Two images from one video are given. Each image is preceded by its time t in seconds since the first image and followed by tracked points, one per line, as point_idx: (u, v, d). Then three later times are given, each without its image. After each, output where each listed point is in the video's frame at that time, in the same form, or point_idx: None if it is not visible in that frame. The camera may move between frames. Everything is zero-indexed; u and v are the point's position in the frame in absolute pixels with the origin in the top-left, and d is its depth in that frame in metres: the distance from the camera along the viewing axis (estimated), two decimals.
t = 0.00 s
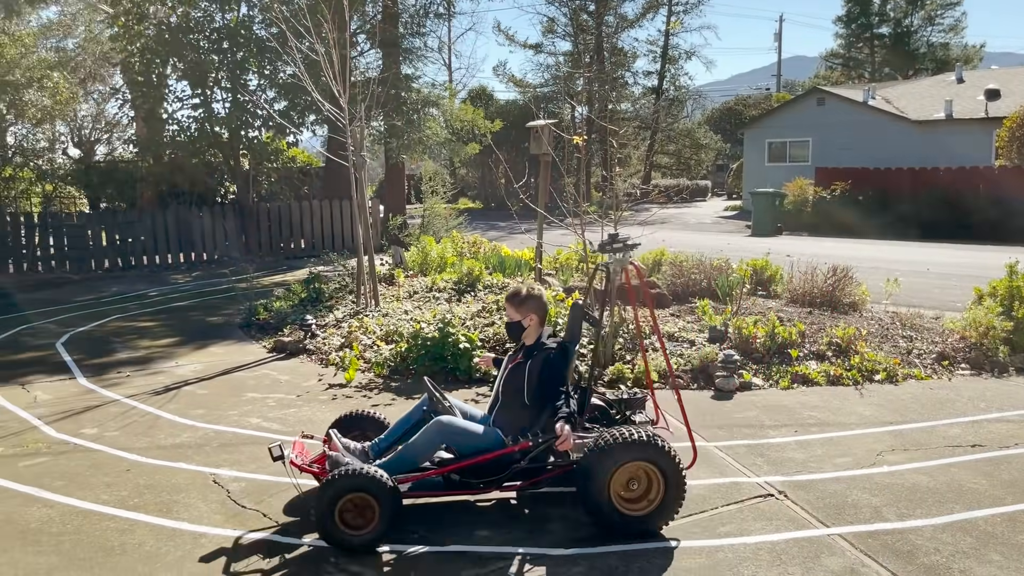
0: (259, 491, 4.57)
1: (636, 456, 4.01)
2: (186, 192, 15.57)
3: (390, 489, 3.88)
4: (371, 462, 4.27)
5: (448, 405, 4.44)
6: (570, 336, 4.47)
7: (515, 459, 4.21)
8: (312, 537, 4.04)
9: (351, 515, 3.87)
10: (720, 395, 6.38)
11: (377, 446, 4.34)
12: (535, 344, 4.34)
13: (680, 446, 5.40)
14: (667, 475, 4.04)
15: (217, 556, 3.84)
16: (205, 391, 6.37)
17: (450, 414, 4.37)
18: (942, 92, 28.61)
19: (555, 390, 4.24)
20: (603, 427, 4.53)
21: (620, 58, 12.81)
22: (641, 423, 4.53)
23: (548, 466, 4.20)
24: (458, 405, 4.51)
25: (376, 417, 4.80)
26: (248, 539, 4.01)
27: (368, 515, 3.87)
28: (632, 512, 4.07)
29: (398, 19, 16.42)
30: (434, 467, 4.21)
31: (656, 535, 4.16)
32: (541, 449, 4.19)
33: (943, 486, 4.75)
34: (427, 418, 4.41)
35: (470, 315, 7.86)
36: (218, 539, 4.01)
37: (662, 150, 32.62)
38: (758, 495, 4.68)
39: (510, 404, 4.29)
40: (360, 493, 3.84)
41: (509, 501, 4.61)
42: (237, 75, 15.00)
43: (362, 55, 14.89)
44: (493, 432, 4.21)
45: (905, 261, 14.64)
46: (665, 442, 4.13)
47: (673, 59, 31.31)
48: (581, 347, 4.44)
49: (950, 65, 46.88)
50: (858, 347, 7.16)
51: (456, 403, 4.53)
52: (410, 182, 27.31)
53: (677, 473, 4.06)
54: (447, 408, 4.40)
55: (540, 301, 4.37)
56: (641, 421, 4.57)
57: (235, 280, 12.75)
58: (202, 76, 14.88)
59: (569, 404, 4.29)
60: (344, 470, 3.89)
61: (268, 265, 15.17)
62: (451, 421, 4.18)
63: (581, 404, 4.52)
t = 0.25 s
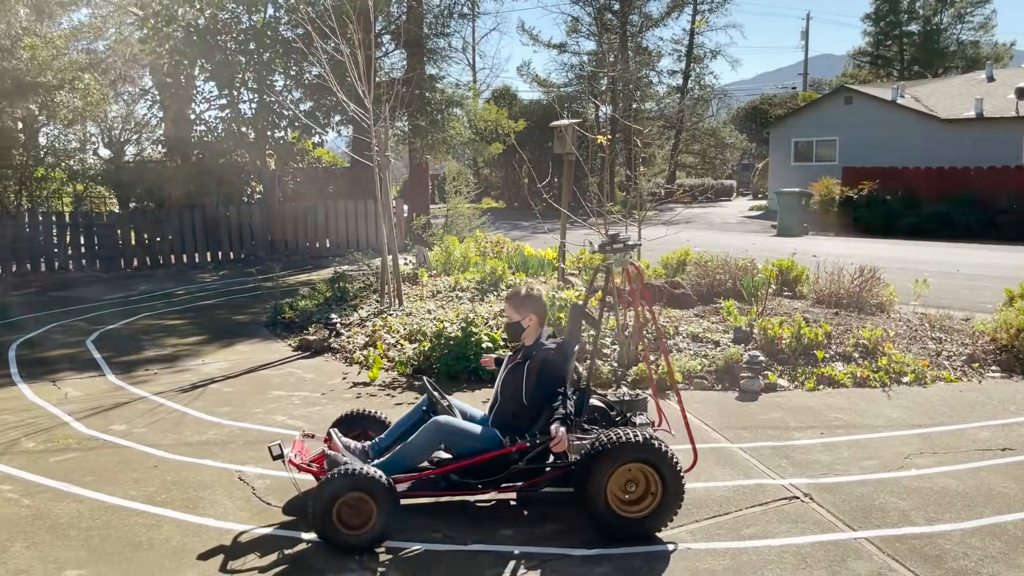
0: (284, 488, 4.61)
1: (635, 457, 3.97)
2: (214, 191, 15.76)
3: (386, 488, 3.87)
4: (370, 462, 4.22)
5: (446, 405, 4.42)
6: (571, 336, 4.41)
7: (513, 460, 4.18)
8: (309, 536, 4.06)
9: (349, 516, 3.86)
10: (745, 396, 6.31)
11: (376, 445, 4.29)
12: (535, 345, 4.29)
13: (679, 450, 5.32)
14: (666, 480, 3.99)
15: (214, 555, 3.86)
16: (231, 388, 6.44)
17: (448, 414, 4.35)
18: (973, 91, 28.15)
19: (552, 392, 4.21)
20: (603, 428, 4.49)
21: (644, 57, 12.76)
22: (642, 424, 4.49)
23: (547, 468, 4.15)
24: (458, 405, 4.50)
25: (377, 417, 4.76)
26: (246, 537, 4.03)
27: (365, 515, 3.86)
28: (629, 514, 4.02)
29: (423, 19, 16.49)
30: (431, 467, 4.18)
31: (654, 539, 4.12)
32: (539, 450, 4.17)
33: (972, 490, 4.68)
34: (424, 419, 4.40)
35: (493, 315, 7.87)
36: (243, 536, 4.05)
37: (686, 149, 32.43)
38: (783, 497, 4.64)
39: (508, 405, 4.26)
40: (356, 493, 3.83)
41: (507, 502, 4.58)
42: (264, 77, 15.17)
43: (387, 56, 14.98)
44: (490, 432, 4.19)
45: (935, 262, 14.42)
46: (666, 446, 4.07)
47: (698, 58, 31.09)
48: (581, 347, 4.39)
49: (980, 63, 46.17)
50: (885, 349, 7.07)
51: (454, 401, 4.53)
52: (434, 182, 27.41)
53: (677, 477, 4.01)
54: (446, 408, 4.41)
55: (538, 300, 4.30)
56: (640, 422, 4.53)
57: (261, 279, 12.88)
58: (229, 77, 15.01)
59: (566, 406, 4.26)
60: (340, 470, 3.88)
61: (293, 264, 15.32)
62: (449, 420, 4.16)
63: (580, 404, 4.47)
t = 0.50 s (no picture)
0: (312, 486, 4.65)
1: (633, 459, 3.95)
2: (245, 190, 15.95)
3: (384, 486, 3.87)
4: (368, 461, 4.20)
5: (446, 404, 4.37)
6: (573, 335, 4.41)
7: (512, 461, 4.16)
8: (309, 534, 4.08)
9: (347, 514, 3.87)
10: (774, 398, 6.23)
11: (378, 444, 4.28)
12: (535, 343, 4.32)
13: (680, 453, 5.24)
14: (666, 481, 3.96)
15: (212, 552, 3.88)
16: (260, 385, 6.51)
17: (448, 413, 4.32)
18: (1010, 87, 27.55)
19: (550, 390, 4.18)
20: (604, 429, 4.42)
21: (673, 55, 12.67)
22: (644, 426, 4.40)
23: (547, 468, 4.12)
24: (460, 404, 4.47)
25: (378, 416, 4.77)
26: (245, 535, 4.06)
27: (363, 514, 3.87)
28: (628, 516, 4.00)
29: (451, 18, 16.63)
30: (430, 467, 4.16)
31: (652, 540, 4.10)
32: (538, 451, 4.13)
33: (1008, 494, 4.57)
34: (423, 418, 4.31)
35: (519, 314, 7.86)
36: (271, 533, 4.10)
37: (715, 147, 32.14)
38: (812, 500, 4.57)
39: (508, 404, 4.27)
40: (354, 491, 3.84)
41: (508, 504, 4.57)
42: (293, 76, 15.21)
43: (415, 55, 15.03)
44: (490, 432, 4.19)
45: (971, 261, 14.13)
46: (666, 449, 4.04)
47: (728, 56, 30.78)
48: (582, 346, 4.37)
49: (1017, 60, 45.23)
50: (919, 350, 6.95)
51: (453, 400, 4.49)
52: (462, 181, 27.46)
53: (677, 479, 3.97)
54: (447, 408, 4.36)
55: (538, 300, 4.33)
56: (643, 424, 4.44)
57: (291, 278, 13.00)
58: (259, 77, 15.19)
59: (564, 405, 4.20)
60: (340, 468, 3.89)
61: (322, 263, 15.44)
62: (449, 420, 4.15)
63: (581, 405, 4.40)
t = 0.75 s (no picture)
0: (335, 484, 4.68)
1: (629, 460, 3.94)
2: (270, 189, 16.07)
3: (381, 485, 3.88)
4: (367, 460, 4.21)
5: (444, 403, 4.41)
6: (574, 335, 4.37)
7: (511, 461, 4.15)
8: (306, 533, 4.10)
9: (344, 512, 3.88)
10: (798, 399, 6.17)
11: (377, 443, 4.29)
12: (535, 343, 4.29)
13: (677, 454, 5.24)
14: (662, 483, 3.94)
15: (209, 551, 3.90)
16: (284, 383, 6.56)
17: (446, 413, 4.34)
18: None
19: (549, 392, 4.15)
20: (603, 430, 4.41)
21: (696, 54, 12.59)
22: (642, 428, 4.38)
23: (546, 468, 4.09)
24: (458, 402, 4.49)
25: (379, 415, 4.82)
26: (242, 533, 4.07)
27: (360, 513, 3.88)
28: (626, 517, 3.99)
29: (474, 18, 16.66)
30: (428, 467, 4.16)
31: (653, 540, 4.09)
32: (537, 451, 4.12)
33: None
34: (423, 417, 4.37)
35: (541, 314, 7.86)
36: (295, 530, 4.13)
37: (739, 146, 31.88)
38: (837, 502, 4.52)
39: (507, 405, 4.26)
40: (352, 489, 3.86)
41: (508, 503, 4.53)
42: (317, 76, 15.32)
43: (438, 54, 15.08)
44: (488, 431, 4.20)
45: (1002, 261, 13.88)
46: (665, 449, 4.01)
47: (753, 54, 30.51)
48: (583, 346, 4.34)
49: None
50: (947, 351, 6.85)
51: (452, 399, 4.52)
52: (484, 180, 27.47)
53: (675, 480, 3.95)
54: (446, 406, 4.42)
55: (538, 300, 4.30)
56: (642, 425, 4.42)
57: (314, 277, 13.08)
58: (284, 77, 15.34)
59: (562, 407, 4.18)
60: (337, 467, 3.91)
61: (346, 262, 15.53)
62: (447, 420, 4.16)
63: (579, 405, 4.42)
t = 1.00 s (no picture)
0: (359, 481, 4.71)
1: (621, 460, 3.90)
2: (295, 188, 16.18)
3: (374, 484, 3.89)
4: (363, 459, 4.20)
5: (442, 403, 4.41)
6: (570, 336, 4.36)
7: (506, 461, 4.09)
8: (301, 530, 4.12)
9: (337, 509, 3.92)
10: (824, 400, 6.12)
11: (375, 441, 4.28)
12: (531, 343, 4.29)
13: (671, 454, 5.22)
14: (656, 484, 3.90)
15: (205, 547, 3.92)
16: (309, 381, 6.61)
17: (444, 412, 4.32)
18: None
19: (544, 391, 4.12)
20: (599, 430, 4.33)
21: (723, 52, 12.50)
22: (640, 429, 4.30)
23: (541, 468, 4.04)
24: (457, 401, 4.47)
25: (378, 413, 4.80)
26: (239, 531, 4.10)
27: (353, 508, 3.91)
28: (619, 518, 3.97)
29: (499, 16, 16.55)
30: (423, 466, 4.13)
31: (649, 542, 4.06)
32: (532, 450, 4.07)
33: None
34: (419, 416, 4.33)
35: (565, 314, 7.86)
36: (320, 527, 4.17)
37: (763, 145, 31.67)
38: (863, 504, 4.47)
39: (504, 404, 4.24)
40: (345, 487, 3.88)
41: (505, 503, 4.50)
42: (342, 75, 15.46)
43: (462, 53, 15.12)
44: (484, 430, 4.16)
45: None
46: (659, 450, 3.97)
47: (779, 52, 30.28)
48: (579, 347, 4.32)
49: None
50: (976, 352, 6.75)
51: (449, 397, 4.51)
52: (507, 179, 27.48)
53: (669, 482, 3.90)
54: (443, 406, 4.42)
55: (536, 300, 4.31)
56: (639, 427, 4.34)
57: (339, 275, 13.14)
58: (310, 77, 15.45)
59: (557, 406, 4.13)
60: (329, 463, 3.92)
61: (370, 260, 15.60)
62: (443, 419, 4.13)
63: (574, 404, 4.36)
